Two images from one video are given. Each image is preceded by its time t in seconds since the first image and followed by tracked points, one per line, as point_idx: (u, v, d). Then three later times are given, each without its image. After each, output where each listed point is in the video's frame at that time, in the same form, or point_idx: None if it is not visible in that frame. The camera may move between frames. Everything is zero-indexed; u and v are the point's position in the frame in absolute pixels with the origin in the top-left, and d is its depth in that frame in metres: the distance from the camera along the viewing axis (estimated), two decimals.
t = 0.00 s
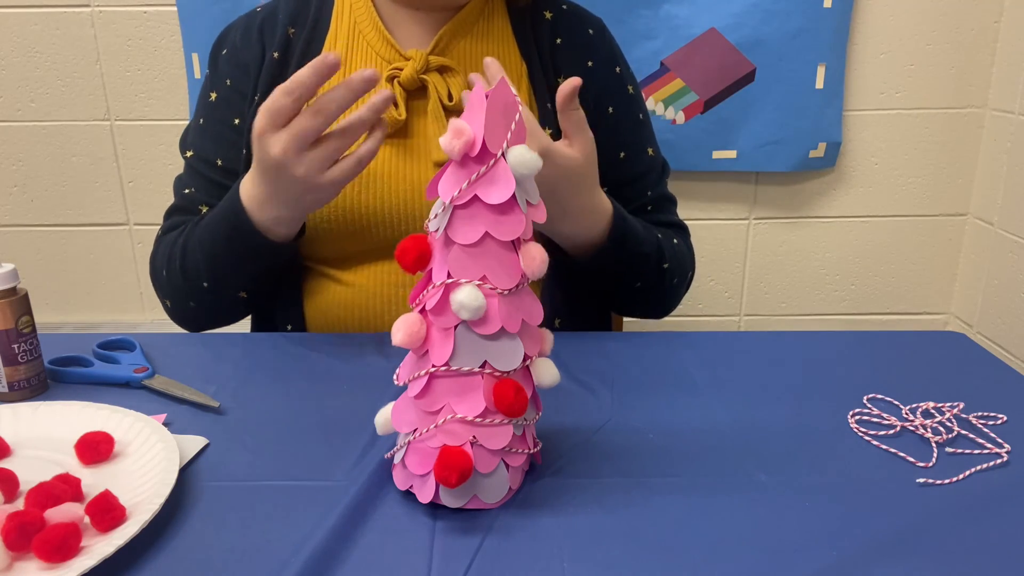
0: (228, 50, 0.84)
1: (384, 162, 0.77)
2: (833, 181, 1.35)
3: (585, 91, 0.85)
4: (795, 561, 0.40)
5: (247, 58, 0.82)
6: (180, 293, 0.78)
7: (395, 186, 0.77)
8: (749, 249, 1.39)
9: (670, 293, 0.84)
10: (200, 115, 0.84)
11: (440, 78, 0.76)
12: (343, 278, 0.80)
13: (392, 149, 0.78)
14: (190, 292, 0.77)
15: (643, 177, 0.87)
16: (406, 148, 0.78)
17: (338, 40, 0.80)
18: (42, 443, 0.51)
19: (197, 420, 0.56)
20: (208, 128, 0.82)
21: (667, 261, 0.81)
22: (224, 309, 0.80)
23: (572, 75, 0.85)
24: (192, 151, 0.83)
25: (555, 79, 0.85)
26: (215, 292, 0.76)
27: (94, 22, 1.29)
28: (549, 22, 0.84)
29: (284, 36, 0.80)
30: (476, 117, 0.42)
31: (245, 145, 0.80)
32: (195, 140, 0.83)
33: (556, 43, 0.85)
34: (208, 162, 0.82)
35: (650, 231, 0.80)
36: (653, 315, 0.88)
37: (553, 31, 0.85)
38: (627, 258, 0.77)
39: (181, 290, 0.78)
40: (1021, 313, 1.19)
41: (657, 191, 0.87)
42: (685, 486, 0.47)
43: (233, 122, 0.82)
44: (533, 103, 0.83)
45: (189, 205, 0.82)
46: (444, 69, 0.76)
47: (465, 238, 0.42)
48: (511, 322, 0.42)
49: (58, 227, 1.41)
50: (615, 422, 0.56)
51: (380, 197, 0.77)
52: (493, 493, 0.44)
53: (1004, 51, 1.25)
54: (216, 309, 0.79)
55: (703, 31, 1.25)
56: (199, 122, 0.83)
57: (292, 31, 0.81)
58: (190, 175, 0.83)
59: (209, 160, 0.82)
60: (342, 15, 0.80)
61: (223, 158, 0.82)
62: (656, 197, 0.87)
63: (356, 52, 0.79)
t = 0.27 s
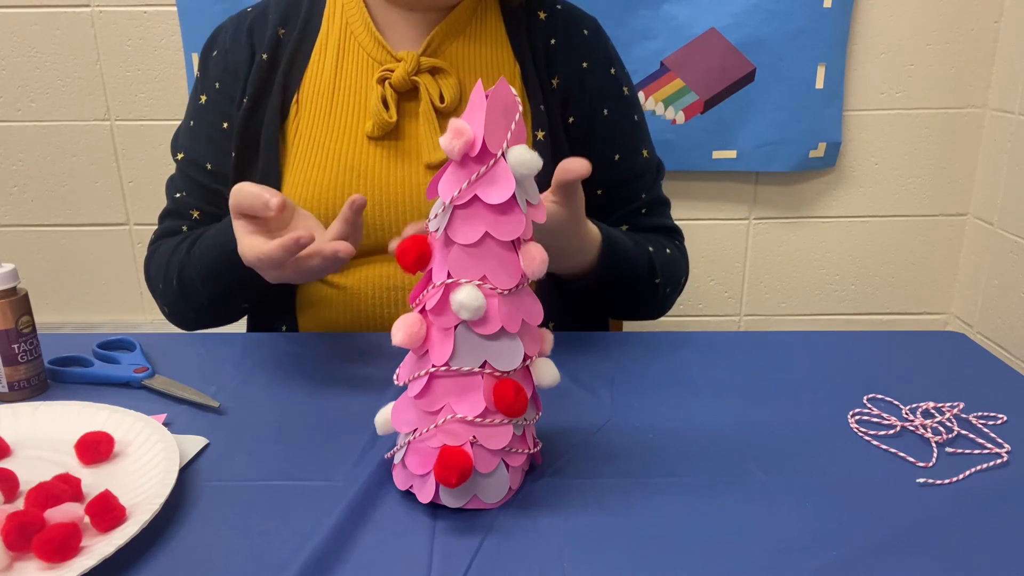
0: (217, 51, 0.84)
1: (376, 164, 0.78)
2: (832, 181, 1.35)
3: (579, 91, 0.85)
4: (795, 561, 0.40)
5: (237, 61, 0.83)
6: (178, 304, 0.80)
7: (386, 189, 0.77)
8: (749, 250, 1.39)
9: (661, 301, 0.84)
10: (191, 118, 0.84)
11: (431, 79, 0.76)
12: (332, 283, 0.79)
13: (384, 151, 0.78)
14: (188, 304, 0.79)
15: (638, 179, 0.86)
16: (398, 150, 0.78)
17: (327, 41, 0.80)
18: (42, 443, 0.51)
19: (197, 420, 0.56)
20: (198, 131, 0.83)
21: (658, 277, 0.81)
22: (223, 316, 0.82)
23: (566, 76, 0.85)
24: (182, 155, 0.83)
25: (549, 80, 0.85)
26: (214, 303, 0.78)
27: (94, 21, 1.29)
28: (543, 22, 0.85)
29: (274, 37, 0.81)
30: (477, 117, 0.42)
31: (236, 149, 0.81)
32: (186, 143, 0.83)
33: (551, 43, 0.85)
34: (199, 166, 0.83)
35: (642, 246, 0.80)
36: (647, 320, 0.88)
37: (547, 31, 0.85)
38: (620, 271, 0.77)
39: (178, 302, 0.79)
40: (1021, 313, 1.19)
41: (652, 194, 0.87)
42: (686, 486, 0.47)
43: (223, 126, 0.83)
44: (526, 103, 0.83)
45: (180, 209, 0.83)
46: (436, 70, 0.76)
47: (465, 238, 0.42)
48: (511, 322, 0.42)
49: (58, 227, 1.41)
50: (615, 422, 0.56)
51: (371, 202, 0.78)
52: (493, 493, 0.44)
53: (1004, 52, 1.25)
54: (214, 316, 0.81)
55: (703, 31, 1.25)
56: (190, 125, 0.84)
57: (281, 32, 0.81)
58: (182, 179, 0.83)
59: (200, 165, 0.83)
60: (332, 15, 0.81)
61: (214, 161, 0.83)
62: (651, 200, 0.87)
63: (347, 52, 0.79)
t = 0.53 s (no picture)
0: (213, 53, 0.84)
1: (374, 165, 0.78)
2: (832, 181, 1.35)
3: (577, 91, 0.85)
4: (794, 561, 0.40)
5: (233, 63, 0.82)
6: (180, 308, 0.80)
7: (382, 191, 0.77)
8: (749, 250, 1.39)
9: (660, 304, 0.84)
10: (188, 121, 0.84)
11: (429, 81, 0.76)
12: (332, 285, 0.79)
13: (381, 153, 0.78)
14: (189, 308, 0.79)
15: (637, 179, 0.86)
16: (395, 152, 0.78)
17: (324, 43, 0.80)
18: (42, 443, 0.51)
19: (197, 420, 0.56)
20: (196, 133, 0.83)
21: (658, 281, 0.81)
22: (223, 320, 0.82)
23: (565, 76, 0.85)
24: (182, 158, 0.84)
25: (548, 80, 0.85)
26: (215, 308, 0.79)
27: (94, 21, 1.29)
28: (542, 21, 0.84)
29: (271, 38, 0.81)
30: (477, 117, 0.42)
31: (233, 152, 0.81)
32: (185, 146, 0.84)
33: (550, 42, 0.84)
34: (198, 170, 0.83)
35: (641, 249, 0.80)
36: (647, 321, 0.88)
37: (546, 30, 0.84)
38: (618, 275, 0.76)
39: (180, 306, 0.80)
40: (1021, 313, 1.19)
41: (652, 194, 0.87)
42: (686, 486, 0.47)
43: (220, 128, 0.83)
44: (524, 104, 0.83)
45: (179, 212, 0.84)
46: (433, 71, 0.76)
47: (465, 238, 0.42)
48: (511, 322, 0.42)
49: (58, 227, 1.41)
50: (614, 422, 0.56)
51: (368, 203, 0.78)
52: (493, 493, 0.44)
53: (1004, 51, 1.25)
54: (216, 319, 0.81)
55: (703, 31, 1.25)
56: (188, 127, 0.84)
57: (278, 32, 0.81)
58: (181, 183, 0.84)
59: (197, 168, 0.83)
60: (328, 16, 0.80)
61: (211, 164, 0.83)
62: (651, 201, 0.87)
63: (343, 53, 0.79)
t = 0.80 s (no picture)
0: (213, 53, 0.84)
1: (374, 167, 0.78)
2: (833, 181, 1.35)
3: (578, 92, 0.85)
4: (794, 561, 0.40)
5: (233, 63, 0.82)
6: (180, 309, 0.80)
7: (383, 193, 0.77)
8: (749, 250, 1.39)
9: (660, 305, 0.84)
10: (187, 121, 0.84)
11: (430, 82, 0.76)
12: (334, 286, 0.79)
13: (381, 154, 0.78)
14: (189, 308, 0.79)
15: (638, 180, 0.86)
16: (395, 153, 0.78)
17: (324, 44, 0.80)
18: (42, 443, 0.51)
19: (197, 420, 0.56)
20: (196, 134, 0.83)
21: (659, 281, 0.81)
22: (223, 321, 0.82)
23: (565, 77, 0.85)
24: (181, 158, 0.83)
25: (548, 81, 0.85)
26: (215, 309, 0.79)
27: (94, 21, 1.29)
28: (542, 21, 0.84)
29: (272, 38, 0.81)
30: (477, 117, 0.42)
31: (233, 152, 0.81)
32: (184, 146, 0.83)
33: (550, 43, 0.84)
34: (197, 170, 0.83)
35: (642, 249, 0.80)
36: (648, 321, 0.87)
37: (547, 31, 0.84)
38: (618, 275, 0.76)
39: (179, 307, 0.80)
40: (1022, 313, 1.19)
41: (653, 195, 0.87)
42: (686, 486, 0.47)
43: (219, 128, 0.83)
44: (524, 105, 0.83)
45: (179, 212, 0.84)
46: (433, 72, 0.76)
47: (466, 238, 0.42)
48: (512, 322, 0.42)
49: (58, 226, 1.41)
50: (614, 422, 0.56)
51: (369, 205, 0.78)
52: (493, 492, 0.44)
53: (1004, 51, 1.25)
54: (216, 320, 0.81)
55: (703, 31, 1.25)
56: (187, 127, 0.84)
57: (278, 33, 0.81)
58: (181, 183, 0.84)
59: (197, 168, 0.83)
60: (328, 17, 0.80)
61: (211, 164, 0.83)
62: (651, 202, 0.87)
63: (345, 52, 0.79)
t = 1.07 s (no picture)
0: (230, 23, 0.83)
1: (385, 161, 0.78)
2: (833, 181, 1.35)
3: (584, 96, 0.85)
4: (794, 561, 0.40)
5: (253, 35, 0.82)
6: (154, 260, 0.73)
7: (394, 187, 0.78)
8: (749, 250, 1.39)
9: (661, 309, 0.84)
10: (199, 87, 0.82)
11: (438, 77, 0.76)
12: (333, 282, 0.80)
13: (390, 149, 0.78)
14: (168, 240, 0.70)
15: (641, 186, 0.87)
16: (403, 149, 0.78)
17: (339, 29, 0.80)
18: (43, 443, 0.51)
19: (197, 420, 0.56)
20: (207, 100, 0.81)
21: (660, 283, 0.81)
22: (207, 271, 0.73)
23: (573, 81, 0.85)
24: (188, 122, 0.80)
25: (555, 85, 0.84)
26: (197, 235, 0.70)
27: (94, 21, 1.29)
28: (551, 26, 0.84)
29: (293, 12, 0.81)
30: (477, 117, 0.42)
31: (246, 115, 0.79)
32: (193, 111, 0.81)
33: (559, 47, 0.84)
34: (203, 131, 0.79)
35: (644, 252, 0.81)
36: (645, 325, 0.87)
37: (555, 35, 0.84)
38: (620, 278, 0.76)
39: (161, 238, 0.71)
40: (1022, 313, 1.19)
41: (655, 201, 0.88)
42: (687, 486, 0.47)
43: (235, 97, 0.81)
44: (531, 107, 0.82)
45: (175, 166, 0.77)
46: (443, 69, 0.76)
47: (465, 238, 0.42)
48: (512, 322, 0.42)
49: (58, 227, 1.41)
50: (614, 422, 0.56)
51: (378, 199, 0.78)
52: (493, 493, 0.44)
53: (1004, 51, 1.25)
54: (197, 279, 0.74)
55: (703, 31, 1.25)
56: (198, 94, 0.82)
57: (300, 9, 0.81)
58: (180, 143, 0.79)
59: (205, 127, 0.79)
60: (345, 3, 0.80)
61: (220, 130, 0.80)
62: (654, 208, 0.88)
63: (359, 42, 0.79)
